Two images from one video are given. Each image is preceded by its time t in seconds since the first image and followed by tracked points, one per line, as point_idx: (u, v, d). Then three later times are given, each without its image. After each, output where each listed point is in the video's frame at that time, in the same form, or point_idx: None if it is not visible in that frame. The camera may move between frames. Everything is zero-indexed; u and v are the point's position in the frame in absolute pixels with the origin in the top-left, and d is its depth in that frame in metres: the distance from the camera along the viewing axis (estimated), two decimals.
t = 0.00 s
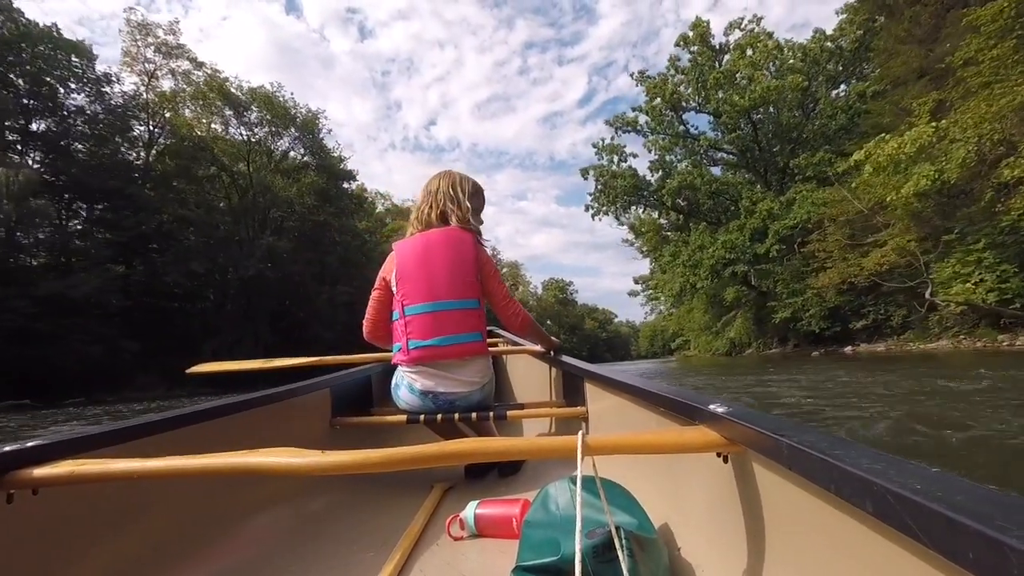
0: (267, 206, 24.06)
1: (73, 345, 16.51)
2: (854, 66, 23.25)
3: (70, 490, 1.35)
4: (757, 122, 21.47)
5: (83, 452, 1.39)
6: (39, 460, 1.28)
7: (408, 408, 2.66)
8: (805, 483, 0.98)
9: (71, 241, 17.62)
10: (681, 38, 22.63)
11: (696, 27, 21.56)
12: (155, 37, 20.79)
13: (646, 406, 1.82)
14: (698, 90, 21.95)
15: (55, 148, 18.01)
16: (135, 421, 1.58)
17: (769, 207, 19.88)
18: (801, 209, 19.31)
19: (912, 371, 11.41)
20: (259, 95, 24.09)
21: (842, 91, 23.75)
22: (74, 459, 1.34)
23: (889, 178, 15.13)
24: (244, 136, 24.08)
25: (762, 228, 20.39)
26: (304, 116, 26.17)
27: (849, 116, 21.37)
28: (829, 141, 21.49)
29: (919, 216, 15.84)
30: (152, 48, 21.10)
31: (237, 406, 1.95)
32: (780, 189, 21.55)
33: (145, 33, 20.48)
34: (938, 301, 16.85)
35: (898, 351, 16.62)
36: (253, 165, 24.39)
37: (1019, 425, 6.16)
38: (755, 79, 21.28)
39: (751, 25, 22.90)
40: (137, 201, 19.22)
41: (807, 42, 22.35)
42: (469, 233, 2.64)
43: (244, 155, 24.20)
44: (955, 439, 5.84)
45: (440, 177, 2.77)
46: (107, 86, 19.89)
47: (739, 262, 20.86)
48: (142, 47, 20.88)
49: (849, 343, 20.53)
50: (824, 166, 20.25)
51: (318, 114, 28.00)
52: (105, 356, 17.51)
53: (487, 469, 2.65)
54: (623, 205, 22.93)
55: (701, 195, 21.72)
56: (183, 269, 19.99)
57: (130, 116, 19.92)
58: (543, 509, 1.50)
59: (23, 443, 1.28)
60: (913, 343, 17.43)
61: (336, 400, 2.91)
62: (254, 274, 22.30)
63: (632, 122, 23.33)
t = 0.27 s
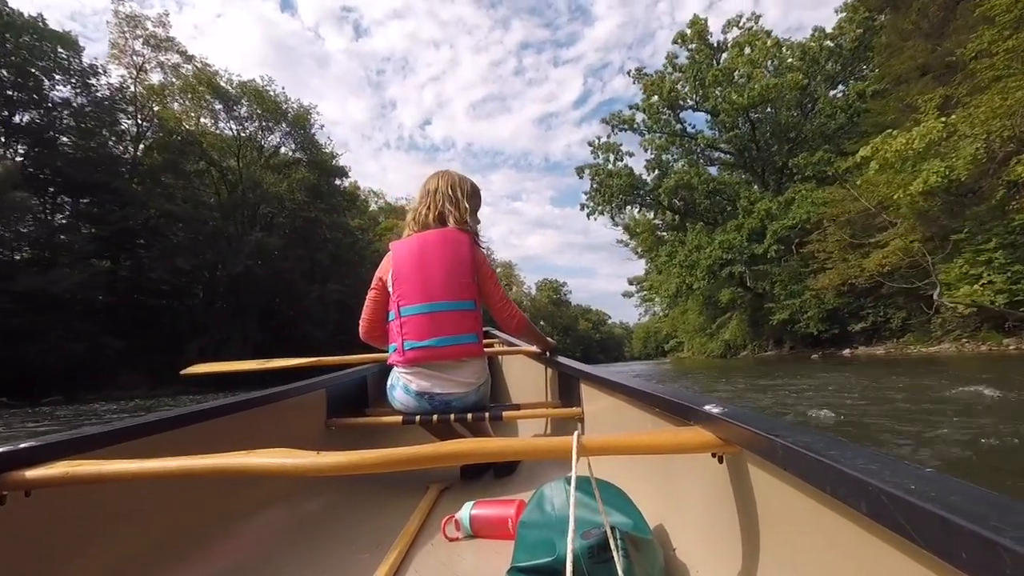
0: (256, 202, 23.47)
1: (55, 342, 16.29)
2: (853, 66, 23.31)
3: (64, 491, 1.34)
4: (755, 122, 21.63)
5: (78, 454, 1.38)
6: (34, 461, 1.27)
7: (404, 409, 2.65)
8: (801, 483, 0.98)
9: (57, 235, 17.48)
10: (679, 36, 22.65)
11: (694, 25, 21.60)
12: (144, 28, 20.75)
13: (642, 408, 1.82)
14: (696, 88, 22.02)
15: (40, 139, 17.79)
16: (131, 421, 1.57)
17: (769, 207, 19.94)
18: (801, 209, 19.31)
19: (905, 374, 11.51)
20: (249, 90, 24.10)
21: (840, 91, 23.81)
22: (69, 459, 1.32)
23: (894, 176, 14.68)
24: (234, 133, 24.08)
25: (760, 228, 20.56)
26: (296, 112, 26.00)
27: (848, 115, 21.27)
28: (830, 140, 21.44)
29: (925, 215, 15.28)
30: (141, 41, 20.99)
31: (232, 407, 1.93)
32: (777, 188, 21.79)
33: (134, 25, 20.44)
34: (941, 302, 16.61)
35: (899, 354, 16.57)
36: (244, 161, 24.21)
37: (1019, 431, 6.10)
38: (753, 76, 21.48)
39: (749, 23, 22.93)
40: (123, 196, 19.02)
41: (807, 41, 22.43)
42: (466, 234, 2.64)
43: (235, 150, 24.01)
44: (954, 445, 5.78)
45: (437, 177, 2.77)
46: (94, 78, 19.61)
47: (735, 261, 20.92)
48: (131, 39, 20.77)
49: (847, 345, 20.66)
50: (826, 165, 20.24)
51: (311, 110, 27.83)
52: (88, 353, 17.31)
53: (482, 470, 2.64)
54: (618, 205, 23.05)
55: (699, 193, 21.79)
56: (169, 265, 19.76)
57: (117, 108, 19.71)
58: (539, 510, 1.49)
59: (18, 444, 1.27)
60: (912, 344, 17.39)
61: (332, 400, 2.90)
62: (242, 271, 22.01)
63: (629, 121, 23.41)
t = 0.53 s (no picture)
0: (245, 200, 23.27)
1: (37, 344, 16.03)
2: (851, 62, 23.06)
3: (56, 493, 1.32)
4: (752, 117, 21.73)
5: (72, 454, 1.36)
6: (30, 461, 1.25)
7: (399, 409, 2.63)
8: (794, 483, 0.98)
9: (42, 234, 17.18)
10: (676, 32, 22.63)
11: (691, 20, 21.58)
12: (130, 23, 20.46)
13: (637, 408, 1.81)
14: (693, 83, 22.05)
15: (25, 136, 17.43)
16: (123, 421, 1.55)
17: (768, 203, 20.06)
18: (801, 206, 19.33)
19: (904, 374, 11.54)
20: (238, 85, 23.83)
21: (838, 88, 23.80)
22: (63, 460, 1.31)
23: (902, 169, 14.54)
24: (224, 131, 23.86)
25: (759, 226, 20.60)
26: (286, 108, 25.78)
27: (848, 111, 21.18)
28: (830, 136, 21.41)
29: (934, 208, 15.31)
30: (128, 36, 20.71)
31: (226, 408, 1.92)
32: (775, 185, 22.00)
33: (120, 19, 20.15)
34: (947, 299, 16.40)
35: (904, 354, 16.58)
36: (234, 158, 23.98)
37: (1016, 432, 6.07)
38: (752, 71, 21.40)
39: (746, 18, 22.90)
40: (109, 194, 18.73)
41: (805, 36, 22.15)
42: (462, 235, 2.63)
43: (224, 148, 23.82)
44: (951, 446, 5.75)
45: (432, 176, 2.75)
46: (80, 75, 19.34)
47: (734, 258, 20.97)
48: (117, 35, 20.47)
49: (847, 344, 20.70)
50: (827, 161, 20.28)
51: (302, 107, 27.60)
52: (71, 355, 17.06)
53: (477, 470, 2.63)
54: (615, 202, 23.05)
55: (696, 190, 21.81)
56: (156, 264, 19.53)
57: (103, 105, 19.44)
58: (533, 510, 1.48)
59: (11, 445, 1.25)
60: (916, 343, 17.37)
61: (327, 401, 2.89)
62: (231, 270, 21.77)
63: (625, 118, 23.44)
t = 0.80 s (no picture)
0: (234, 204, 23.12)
1: (22, 357, 15.79)
2: (845, 49, 23.05)
3: (51, 494, 1.31)
4: (747, 106, 21.82)
5: (69, 455, 1.35)
6: (26, 463, 1.25)
7: (395, 411, 2.62)
8: (789, 483, 0.97)
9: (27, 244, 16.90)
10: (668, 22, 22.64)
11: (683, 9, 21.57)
12: (111, 27, 20.13)
13: (634, 408, 1.80)
14: (686, 73, 22.08)
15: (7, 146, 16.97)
16: (119, 425, 1.54)
17: (767, 192, 20.16)
18: (801, 195, 19.41)
19: (905, 364, 11.56)
20: (224, 86, 23.57)
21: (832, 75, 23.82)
22: (59, 463, 1.30)
23: (908, 151, 14.50)
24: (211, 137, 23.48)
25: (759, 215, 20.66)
26: (274, 110, 25.60)
27: (846, 96, 21.34)
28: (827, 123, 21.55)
29: (944, 189, 14.93)
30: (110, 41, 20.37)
31: (222, 411, 1.90)
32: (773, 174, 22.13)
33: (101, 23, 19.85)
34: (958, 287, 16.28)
35: (910, 343, 16.64)
36: (221, 162, 23.77)
37: (1009, 421, 6.09)
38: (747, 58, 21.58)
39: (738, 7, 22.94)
40: (93, 201, 18.47)
41: (799, 23, 22.17)
42: (457, 234, 2.62)
43: (212, 152, 23.59)
44: (945, 439, 5.77)
45: (425, 176, 2.73)
46: (62, 81, 19.06)
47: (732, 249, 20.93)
48: (99, 40, 20.15)
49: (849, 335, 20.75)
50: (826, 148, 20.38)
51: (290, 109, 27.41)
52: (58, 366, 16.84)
53: (474, 471, 2.62)
54: (610, 196, 23.15)
55: (692, 182, 21.85)
56: (143, 272, 19.31)
57: (87, 110, 19.15)
58: (530, 511, 1.47)
59: (5, 447, 1.24)
60: (922, 332, 17.45)
61: (323, 403, 2.87)
62: (220, 276, 21.53)
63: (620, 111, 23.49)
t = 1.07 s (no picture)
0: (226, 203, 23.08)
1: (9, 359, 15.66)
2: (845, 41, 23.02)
3: (47, 495, 1.31)
4: (747, 99, 21.84)
5: (65, 456, 1.34)
6: (21, 463, 1.24)
7: (392, 410, 2.62)
8: (784, 482, 0.97)
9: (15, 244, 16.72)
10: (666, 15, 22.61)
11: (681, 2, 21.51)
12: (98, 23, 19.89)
13: (631, 407, 1.80)
14: (685, 68, 22.05)
15: None
16: (116, 425, 1.53)
17: (769, 186, 20.17)
18: (804, 189, 19.47)
19: (904, 361, 11.57)
20: (214, 83, 23.43)
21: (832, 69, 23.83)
22: (55, 463, 1.29)
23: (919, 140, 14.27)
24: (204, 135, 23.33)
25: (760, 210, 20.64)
26: (266, 107, 25.49)
27: (848, 89, 21.69)
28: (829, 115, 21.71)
29: (960, 179, 15.00)
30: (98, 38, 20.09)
31: (219, 412, 1.90)
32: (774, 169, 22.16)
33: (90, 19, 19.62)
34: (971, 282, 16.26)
35: (918, 339, 16.68)
36: (212, 161, 23.66)
37: (1007, 420, 6.09)
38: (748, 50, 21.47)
39: None
40: (81, 200, 18.27)
41: (799, 16, 22.18)
42: (454, 234, 2.61)
43: (203, 150, 23.40)
44: (942, 438, 5.77)
45: (421, 176, 2.72)
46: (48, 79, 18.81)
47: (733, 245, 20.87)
48: (87, 37, 19.84)
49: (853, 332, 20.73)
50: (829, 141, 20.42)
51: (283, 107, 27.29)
52: (45, 368, 16.74)
53: (472, 471, 2.61)
54: (607, 194, 23.23)
55: (692, 177, 21.84)
56: (133, 272, 19.14)
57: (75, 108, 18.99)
58: (526, 511, 1.47)
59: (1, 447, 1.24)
60: (932, 329, 17.47)
61: (320, 403, 2.87)
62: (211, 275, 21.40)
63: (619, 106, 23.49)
